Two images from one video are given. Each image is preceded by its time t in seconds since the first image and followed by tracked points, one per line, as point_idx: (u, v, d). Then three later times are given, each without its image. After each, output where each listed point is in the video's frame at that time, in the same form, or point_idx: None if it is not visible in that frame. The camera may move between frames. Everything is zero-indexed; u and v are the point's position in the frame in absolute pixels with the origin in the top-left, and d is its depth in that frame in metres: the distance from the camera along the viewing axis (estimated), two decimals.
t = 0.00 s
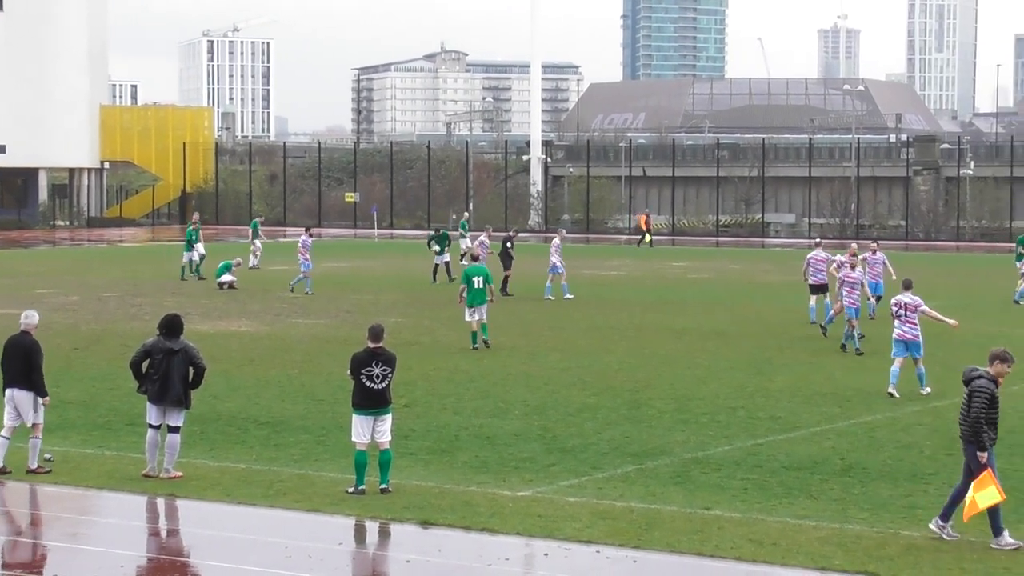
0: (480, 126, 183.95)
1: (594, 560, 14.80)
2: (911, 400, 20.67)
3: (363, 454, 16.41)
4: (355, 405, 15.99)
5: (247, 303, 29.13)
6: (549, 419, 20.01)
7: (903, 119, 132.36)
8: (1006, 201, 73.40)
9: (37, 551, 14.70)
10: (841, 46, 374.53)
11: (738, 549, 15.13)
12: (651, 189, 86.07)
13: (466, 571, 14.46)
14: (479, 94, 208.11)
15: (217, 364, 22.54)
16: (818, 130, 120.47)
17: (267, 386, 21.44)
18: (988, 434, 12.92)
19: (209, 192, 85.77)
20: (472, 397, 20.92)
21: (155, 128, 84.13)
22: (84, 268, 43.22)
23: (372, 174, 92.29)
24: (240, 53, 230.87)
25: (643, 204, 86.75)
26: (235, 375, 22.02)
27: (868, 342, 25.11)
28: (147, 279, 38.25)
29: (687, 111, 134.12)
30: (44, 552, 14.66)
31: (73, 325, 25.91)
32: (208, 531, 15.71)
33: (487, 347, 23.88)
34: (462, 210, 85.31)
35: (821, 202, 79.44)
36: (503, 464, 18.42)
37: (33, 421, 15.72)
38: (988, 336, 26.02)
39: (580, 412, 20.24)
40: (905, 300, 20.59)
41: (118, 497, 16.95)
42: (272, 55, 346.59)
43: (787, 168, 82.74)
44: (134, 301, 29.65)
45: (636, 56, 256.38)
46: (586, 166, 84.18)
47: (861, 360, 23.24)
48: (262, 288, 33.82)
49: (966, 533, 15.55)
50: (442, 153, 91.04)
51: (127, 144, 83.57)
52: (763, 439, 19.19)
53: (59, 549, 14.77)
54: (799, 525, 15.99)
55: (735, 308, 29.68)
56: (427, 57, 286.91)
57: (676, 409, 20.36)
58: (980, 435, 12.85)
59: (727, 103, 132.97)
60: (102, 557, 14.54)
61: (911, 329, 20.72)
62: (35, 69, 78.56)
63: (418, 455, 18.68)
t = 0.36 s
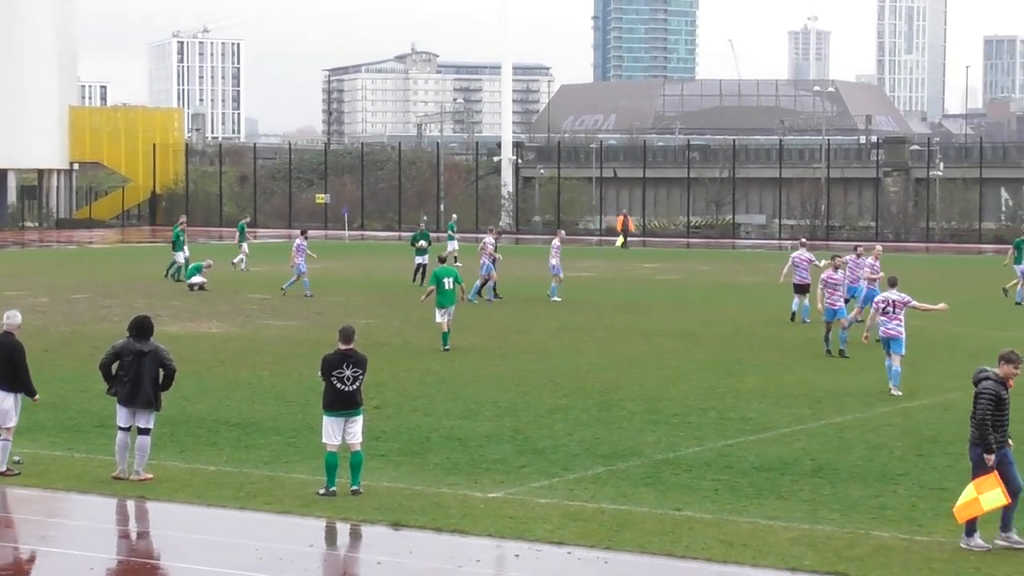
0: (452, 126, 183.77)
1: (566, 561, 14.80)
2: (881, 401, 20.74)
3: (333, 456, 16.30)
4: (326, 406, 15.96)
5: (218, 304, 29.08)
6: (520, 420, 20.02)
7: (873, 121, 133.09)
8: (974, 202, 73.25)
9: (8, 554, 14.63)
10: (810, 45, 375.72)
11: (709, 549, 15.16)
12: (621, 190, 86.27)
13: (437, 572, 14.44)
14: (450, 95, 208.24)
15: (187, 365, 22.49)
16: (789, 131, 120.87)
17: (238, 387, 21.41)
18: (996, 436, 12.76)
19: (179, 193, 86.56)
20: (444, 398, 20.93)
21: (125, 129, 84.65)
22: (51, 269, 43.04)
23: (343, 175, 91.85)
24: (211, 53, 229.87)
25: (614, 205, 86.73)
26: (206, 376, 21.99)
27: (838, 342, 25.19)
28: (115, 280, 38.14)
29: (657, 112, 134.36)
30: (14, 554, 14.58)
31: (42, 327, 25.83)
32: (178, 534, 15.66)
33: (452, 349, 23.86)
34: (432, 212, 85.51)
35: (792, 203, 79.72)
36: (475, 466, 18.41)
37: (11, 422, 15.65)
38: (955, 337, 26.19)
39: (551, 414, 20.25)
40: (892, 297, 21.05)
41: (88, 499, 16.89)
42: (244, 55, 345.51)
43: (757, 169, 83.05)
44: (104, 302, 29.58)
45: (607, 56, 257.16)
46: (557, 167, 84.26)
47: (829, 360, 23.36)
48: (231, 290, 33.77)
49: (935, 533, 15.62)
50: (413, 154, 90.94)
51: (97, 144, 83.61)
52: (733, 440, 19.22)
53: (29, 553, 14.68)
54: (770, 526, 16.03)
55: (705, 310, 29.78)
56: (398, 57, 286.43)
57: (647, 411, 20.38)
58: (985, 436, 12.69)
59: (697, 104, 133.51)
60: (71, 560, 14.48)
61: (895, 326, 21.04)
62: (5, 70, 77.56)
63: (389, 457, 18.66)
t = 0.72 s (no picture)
0: (426, 125, 183.59)
1: (540, 561, 14.81)
2: (854, 400, 20.80)
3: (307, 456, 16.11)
4: (298, 405, 15.74)
5: (191, 304, 29.05)
6: (494, 420, 20.02)
7: (845, 122, 133.64)
8: (947, 202, 73.91)
9: None
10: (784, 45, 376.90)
11: (682, 549, 15.18)
12: (595, 189, 86.39)
13: (409, 572, 14.44)
14: (424, 95, 208.03)
15: (160, 365, 22.48)
16: (762, 131, 121.27)
17: (211, 387, 21.41)
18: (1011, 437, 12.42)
19: (152, 193, 86.04)
20: (417, 398, 20.93)
21: (97, 129, 84.50)
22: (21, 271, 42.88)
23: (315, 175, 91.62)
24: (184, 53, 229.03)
25: (586, 204, 86.68)
26: (180, 376, 21.97)
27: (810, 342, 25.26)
28: (86, 281, 38.11)
29: (631, 112, 134.52)
30: None
31: (13, 327, 25.79)
32: (151, 534, 15.62)
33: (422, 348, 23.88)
34: (405, 211, 85.63)
35: (764, 202, 79.87)
36: (448, 465, 18.41)
37: None
38: (925, 336, 26.34)
39: (525, 413, 20.26)
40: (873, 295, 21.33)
41: (61, 500, 16.85)
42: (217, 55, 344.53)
43: (730, 168, 83.26)
44: (76, 303, 29.54)
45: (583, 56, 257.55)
46: (530, 167, 84.27)
47: (801, 360, 23.44)
48: (204, 291, 33.78)
49: (908, 532, 15.63)
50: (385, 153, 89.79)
51: (69, 143, 84.05)
52: (707, 440, 19.21)
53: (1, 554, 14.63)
54: (743, 526, 16.06)
55: (676, 309, 29.84)
56: (371, 57, 285.97)
57: (620, 411, 20.37)
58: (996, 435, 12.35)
59: (670, 104, 133.69)
60: (42, 561, 14.43)
61: (876, 325, 21.31)
62: None
63: (362, 456, 18.65)
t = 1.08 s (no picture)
0: (404, 126, 183.29)
1: (517, 561, 14.80)
2: (831, 399, 20.84)
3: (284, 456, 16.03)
4: (275, 406, 15.64)
5: (167, 304, 28.99)
6: (471, 419, 20.02)
7: (823, 121, 134.06)
8: (923, 202, 74.57)
9: None
10: (763, 47, 378.34)
11: (660, 549, 15.17)
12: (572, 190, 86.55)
13: (386, 573, 14.41)
14: (402, 95, 207.72)
15: (137, 366, 22.42)
16: (739, 131, 121.40)
17: (189, 387, 21.38)
18: None
19: (129, 193, 85.85)
20: (395, 398, 20.92)
21: (73, 129, 84.52)
22: None
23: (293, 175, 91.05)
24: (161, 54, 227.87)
25: (563, 204, 87.06)
26: (157, 377, 21.92)
27: (787, 341, 25.31)
28: (60, 282, 37.95)
29: (608, 112, 134.50)
30: None
31: None
32: (129, 535, 15.55)
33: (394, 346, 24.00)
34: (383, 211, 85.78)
35: (741, 202, 80.19)
36: (426, 466, 18.39)
37: None
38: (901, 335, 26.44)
39: (502, 413, 20.26)
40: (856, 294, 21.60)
41: (38, 500, 16.76)
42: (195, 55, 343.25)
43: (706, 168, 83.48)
44: (52, 303, 29.43)
45: (562, 56, 257.97)
46: (508, 167, 84.49)
47: (779, 360, 23.47)
48: (179, 291, 33.69)
49: (885, 531, 15.65)
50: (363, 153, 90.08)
51: (45, 143, 83.39)
52: (684, 439, 19.21)
53: None
54: (720, 525, 16.06)
55: (654, 309, 29.86)
56: (350, 57, 285.27)
57: (598, 411, 20.37)
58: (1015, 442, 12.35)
59: (647, 103, 133.69)
60: (20, 563, 14.35)
61: (861, 324, 21.52)
62: None
63: (340, 456, 18.62)
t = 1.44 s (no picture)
0: (380, 125, 182.97)
1: (493, 561, 14.79)
2: (806, 399, 20.90)
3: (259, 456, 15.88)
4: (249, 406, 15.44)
5: (142, 304, 28.88)
6: (447, 419, 20.01)
7: (797, 121, 134.36)
8: (898, 202, 75.51)
9: None
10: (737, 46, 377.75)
11: (635, 548, 15.19)
12: (548, 189, 87.41)
13: (362, 573, 14.38)
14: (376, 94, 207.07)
15: (112, 366, 22.32)
16: (715, 131, 121.63)
17: (164, 388, 21.30)
18: None
19: (102, 193, 86.03)
20: (371, 397, 20.90)
21: (46, 127, 84.02)
22: None
23: (269, 175, 90.58)
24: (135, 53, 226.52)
25: (539, 203, 87.83)
26: (132, 377, 21.83)
27: (763, 341, 25.38)
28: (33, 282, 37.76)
29: (584, 112, 134.59)
30: None
31: None
32: (103, 536, 15.47)
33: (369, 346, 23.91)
34: (358, 210, 85.91)
35: (717, 202, 80.73)
36: (401, 465, 18.37)
37: None
38: (873, 335, 26.58)
39: (478, 413, 20.24)
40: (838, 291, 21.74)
41: (11, 501, 16.66)
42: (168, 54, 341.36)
43: (682, 168, 83.95)
44: (26, 303, 29.28)
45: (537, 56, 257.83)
46: (483, 167, 84.90)
47: (754, 359, 23.54)
48: (155, 291, 33.56)
49: (859, 530, 15.70)
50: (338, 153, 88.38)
51: (17, 143, 82.83)
52: (660, 439, 19.23)
53: None
54: (696, 524, 16.08)
55: (630, 309, 29.89)
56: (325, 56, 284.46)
57: (573, 411, 20.38)
58: None
59: (623, 103, 133.70)
60: None
61: (840, 320, 21.57)
62: None
63: (316, 457, 18.58)
